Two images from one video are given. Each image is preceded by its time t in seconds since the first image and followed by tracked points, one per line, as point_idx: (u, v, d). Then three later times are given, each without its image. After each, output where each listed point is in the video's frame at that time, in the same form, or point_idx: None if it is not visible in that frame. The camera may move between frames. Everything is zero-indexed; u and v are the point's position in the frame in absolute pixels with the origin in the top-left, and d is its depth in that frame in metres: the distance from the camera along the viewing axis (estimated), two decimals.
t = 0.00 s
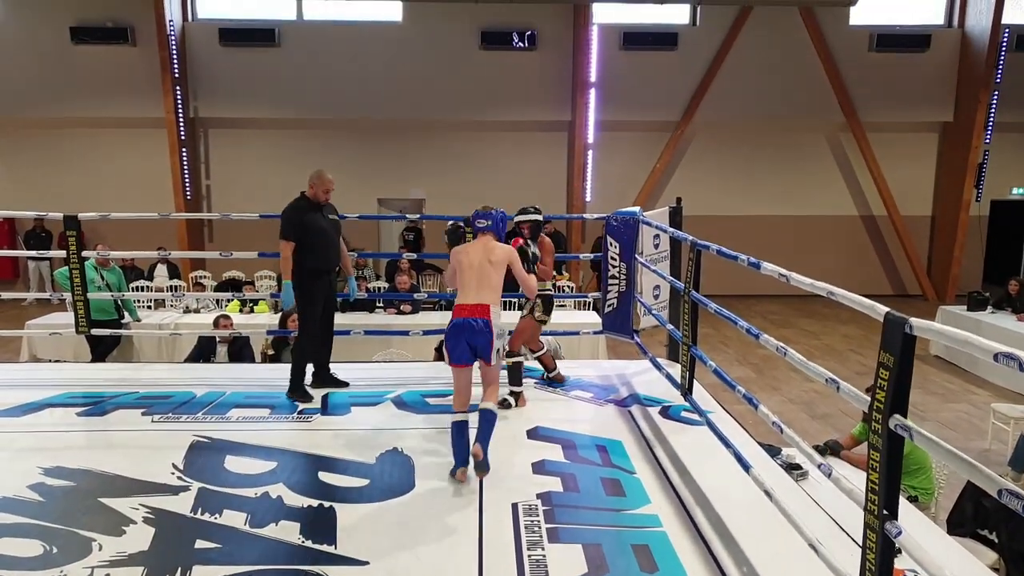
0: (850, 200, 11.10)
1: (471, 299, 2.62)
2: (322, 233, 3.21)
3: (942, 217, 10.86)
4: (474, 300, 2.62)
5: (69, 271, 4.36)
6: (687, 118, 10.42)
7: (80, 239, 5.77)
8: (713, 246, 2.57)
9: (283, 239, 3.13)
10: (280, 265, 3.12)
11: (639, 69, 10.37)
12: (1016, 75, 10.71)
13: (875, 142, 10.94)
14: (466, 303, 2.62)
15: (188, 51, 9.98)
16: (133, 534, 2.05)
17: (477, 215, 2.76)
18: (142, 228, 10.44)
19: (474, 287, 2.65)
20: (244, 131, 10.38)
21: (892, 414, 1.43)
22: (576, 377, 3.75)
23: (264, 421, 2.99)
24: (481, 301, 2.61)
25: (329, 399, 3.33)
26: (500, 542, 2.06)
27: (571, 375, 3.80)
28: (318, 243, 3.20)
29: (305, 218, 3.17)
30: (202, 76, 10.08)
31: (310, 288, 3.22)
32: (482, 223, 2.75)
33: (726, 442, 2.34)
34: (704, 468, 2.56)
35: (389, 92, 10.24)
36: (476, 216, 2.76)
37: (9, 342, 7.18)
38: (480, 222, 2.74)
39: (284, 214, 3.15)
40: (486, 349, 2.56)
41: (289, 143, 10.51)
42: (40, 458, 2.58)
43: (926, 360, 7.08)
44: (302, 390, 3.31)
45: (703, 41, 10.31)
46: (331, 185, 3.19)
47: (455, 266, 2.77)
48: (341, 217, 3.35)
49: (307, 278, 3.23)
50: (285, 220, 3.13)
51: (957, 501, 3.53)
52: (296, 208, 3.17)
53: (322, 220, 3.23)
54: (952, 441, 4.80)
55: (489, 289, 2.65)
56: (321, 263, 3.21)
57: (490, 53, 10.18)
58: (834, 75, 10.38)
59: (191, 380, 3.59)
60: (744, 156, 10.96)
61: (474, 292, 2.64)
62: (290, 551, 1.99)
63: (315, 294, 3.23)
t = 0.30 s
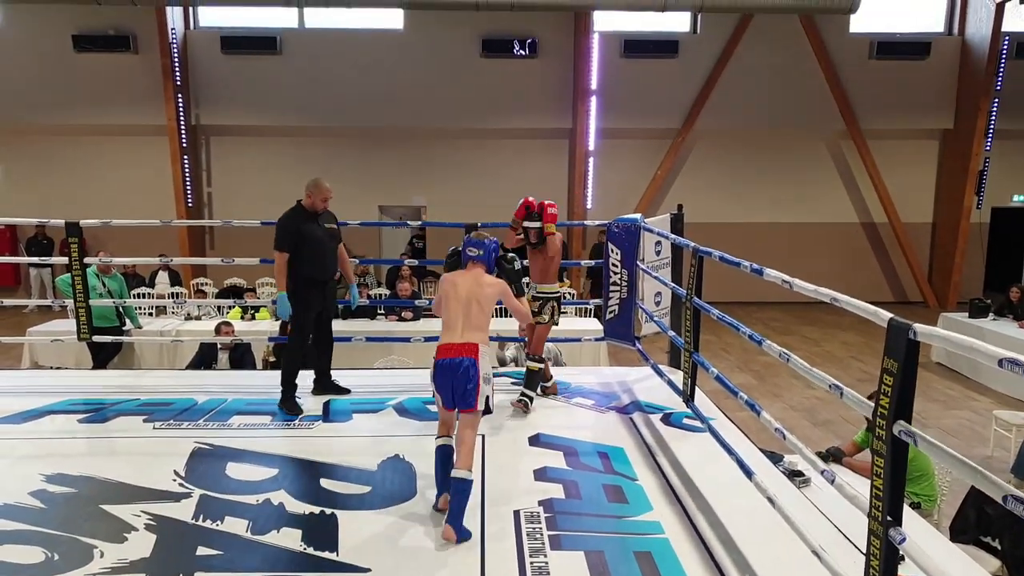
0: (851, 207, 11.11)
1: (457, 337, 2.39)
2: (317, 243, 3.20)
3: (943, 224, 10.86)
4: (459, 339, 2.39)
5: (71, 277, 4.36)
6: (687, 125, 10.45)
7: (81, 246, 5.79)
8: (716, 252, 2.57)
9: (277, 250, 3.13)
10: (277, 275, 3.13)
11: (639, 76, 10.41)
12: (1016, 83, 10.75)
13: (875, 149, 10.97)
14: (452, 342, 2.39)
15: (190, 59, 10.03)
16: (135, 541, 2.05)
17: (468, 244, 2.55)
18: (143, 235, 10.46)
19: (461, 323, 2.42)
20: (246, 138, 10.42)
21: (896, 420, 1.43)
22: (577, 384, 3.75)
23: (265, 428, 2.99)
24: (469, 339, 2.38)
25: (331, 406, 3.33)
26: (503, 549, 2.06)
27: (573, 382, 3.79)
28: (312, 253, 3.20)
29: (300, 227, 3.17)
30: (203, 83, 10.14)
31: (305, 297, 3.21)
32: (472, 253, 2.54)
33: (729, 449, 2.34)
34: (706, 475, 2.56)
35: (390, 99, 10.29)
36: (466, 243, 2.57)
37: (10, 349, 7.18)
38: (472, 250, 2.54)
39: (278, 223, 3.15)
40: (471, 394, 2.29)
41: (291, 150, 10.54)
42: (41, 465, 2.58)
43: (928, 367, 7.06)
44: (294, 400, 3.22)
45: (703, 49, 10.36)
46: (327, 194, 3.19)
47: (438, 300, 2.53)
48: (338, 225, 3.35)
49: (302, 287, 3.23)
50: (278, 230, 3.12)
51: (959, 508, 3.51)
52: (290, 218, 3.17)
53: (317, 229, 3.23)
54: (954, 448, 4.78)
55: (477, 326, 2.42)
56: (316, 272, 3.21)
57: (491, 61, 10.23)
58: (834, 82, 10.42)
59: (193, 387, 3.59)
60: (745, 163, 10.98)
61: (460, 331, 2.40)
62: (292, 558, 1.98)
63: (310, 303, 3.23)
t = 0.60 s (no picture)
0: (853, 212, 11.10)
1: (453, 339, 2.42)
2: (309, 248, 3.20)
3: (946, 229, 10.85)
4: (458, 342, 2.41)
5: (74, 282, 4.36)
6: (689, 130, 10.47)
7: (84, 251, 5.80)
8: (719, 256, 2.57)
9: (272, 256, 3.08)
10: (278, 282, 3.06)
11: (641, 82, 10.44)
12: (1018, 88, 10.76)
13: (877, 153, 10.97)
14: (449, 344, 2.41)
15: (193, 64, 10.08)
16: (139, 544, 2.04)
17: (465, 243, 2.50)
18: (146, 240, 10.47)
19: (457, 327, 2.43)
20: (248, 143, 10.45)
21: (903, 422, 1.42)
22: (581, 388, 3.74)
23: (269, 431, 2.99)
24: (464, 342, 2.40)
25: (334, 409, 3.33)
26: (508, 553, 2.05)
27: (576, 386, 3.79)
28: (304, 258, 3.19)
29: (292, 233, 3.14)
30: (206, 89, 10.18)
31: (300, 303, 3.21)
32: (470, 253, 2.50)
33: (733, 453, 2.33)
34: (711, 479, 2.55)
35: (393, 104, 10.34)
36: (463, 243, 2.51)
37: (12, 353, 7.17)
38: (469, 251, 2.49)
39: (271, 229, 3.10)
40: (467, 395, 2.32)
41: (293, 155, 10.54)
42: (44, 468, 2.58)
43: (932, 372, 7.04)
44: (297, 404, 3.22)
45: (705, 54, 10.38)
46: (318, 198, 3.19)
47: (437, 300, 2.53)
48: (325, 229, 3.35)
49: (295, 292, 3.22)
50: (273, 236, 3.07)
51: (965, 513, 3.49)
52: (282, 222, 3.12)
53: (308, 234, 3.22)
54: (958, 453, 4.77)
55: (473, 330, 2.42)
56: (309, 277, 3.21)
57: (493, 66, 10.26)
58: (835, 87, 10.44)
59: (196, 391, 3.60)
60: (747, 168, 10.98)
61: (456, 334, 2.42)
62: (296, 562, 1.98)
63: (303, 307, 3.24)
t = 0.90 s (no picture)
0: (855, 213, 11.08)
1: (457, 317, 2.59)
2: (306, 247, 3.19)
3: (948, 230, 10.84)
4: (461, 319, 2.58)
5: (76, 283, 4.36)
6: (690, 132, 10.47)
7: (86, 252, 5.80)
8: (721, 254, 2.56)
9: (269, 255, 3.10)
10: (273, 280, 3.07)
11: (643, 84, 10.44)
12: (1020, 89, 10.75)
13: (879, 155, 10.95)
14: (454, 322, 2.59)
15: (195, 66, 10.10)
16: (139, 542, 2.03)
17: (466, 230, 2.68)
18: (148, 242, 10.48)
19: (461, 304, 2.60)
20: (250, 145, 10.45)
21: (906, 416, 1.42)
22: (583, 388, 3.74)
23: (270, 430, 2.98)
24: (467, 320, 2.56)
25: (335, 409, 3.33)
26: (509, 550, 2.04)
27: (578, 386, 3.78)
28: (301, 257, 3.19)
29: (289, 233, 3.15)
30: (208, 91, 10.20)
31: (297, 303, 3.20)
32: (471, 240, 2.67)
33: (735, 451, 2.32)
34: (713, 478, 2.54)
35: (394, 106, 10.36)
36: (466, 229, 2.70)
37: (13, 355, 7.17)
38: (469, 237, 2.67)
39: (267, 229, 3.11)
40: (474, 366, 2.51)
41: (294, 157, 10.54)
42: (45, 467, 2.57)
43: (934, 374, 7.02)
44: (298, 404, 3.22)
45: (707, 57, 10.38)
46: (315, 197, 3.19)
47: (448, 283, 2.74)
48: (323, 228, 3.35)
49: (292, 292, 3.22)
50: (268, 236, 3.09)
51: (968, 513, 3.48)
52: (279, 223, 3.14)
53: (304, 234, 3.22)
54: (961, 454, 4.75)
55: (474, 307, 2.58)
56: (306, 276, 3.21)
57: (495, 68, 10.27)
58: (836, 88, 10.44)
59: (197, 391, 3.60)
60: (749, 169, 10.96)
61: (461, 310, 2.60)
62: (296, 559, 1.97)
63: (301, 308, 3.22)
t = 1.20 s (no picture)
0: (857, 215, 11.08)
1: (463, 313, 2.70)
2: (307, 248, 3.20)
3: (949, 231, 10.83)
4: (468, 314, 2.69)
5: (77, 284, 4.37)
6: (692, 133, 10.48)
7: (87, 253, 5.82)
8: (720, 254, 2.56)
9: (270, 256, 3.10)
10: (275, 280, 3.08)
11: (644, 85, 10.46)
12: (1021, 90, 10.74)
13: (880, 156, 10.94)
14: (461, 316, 2.71)
15: (196, 68, 10.13)
16: (140, 541, 2.04)
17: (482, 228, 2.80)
18: (150, 242, 10.51)
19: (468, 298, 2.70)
20: (252, 146, 10.48)
21: (901, 416, 1.42)
22: (583, 389, 3.74)
23: (270, 431, 2.99)
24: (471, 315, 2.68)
25: (336, 409, 3.34)
26: (508, 549, 2.05)
27: (578, 387, 3.79)
28: (302, 258, 3.20)
29: (291, 233, 3.15)
30: (210, 92, 10.24)
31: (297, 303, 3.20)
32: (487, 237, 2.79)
33: (734, 451, 2.32)
34: (712, 478, 2.54)
35: (396, 107, 10.40)
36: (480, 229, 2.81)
37: (15, 355, 7.18)
38: (485, 235, 2.78)
39: (269, 229, 3.12)
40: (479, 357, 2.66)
41: (295, 158, 10.56)
42: (47, 467, 2.59)
43: (935, 375, 7.02)
44: (298, 404, 3.23)
45: (708, 58, 10.40)
46: (316, 198, 3.22)
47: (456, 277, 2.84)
48: (324, 229, 3.37)
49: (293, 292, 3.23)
50: (270, 236, 3.09)
51: (967, 513, 3.48)
52: (281, 223, 3.15)
53: (305, 233, 3.22)
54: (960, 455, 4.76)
55: (481, 304, 2.69)
56: (306, 277, 3.21)
57: (496, 69, 10.29)
58: (837, 89, 10.44)
59: (198, 392, 3.61)
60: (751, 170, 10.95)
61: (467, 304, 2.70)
62: (296, 559, 1.98)
63: (301, 308, 3.23)
